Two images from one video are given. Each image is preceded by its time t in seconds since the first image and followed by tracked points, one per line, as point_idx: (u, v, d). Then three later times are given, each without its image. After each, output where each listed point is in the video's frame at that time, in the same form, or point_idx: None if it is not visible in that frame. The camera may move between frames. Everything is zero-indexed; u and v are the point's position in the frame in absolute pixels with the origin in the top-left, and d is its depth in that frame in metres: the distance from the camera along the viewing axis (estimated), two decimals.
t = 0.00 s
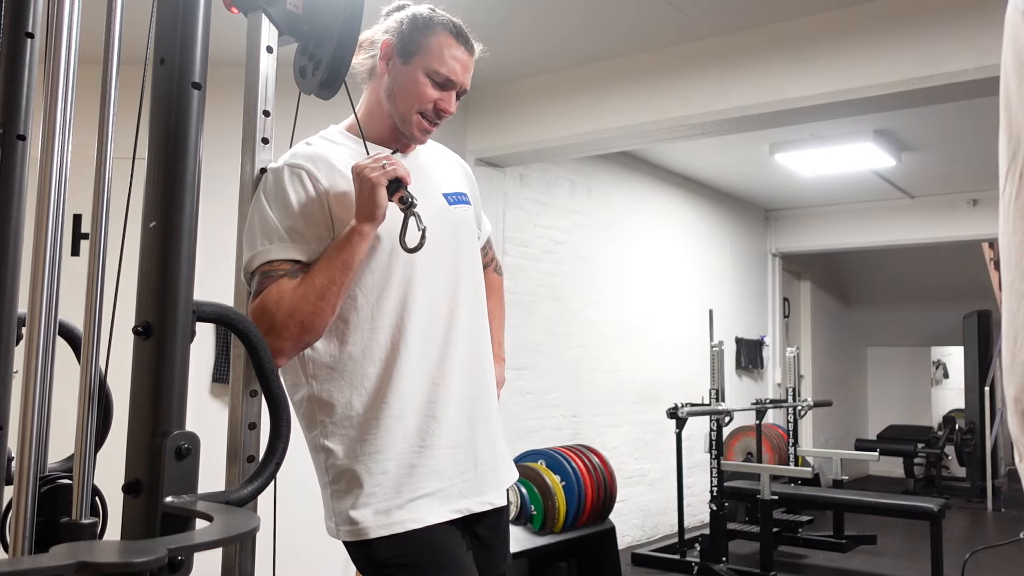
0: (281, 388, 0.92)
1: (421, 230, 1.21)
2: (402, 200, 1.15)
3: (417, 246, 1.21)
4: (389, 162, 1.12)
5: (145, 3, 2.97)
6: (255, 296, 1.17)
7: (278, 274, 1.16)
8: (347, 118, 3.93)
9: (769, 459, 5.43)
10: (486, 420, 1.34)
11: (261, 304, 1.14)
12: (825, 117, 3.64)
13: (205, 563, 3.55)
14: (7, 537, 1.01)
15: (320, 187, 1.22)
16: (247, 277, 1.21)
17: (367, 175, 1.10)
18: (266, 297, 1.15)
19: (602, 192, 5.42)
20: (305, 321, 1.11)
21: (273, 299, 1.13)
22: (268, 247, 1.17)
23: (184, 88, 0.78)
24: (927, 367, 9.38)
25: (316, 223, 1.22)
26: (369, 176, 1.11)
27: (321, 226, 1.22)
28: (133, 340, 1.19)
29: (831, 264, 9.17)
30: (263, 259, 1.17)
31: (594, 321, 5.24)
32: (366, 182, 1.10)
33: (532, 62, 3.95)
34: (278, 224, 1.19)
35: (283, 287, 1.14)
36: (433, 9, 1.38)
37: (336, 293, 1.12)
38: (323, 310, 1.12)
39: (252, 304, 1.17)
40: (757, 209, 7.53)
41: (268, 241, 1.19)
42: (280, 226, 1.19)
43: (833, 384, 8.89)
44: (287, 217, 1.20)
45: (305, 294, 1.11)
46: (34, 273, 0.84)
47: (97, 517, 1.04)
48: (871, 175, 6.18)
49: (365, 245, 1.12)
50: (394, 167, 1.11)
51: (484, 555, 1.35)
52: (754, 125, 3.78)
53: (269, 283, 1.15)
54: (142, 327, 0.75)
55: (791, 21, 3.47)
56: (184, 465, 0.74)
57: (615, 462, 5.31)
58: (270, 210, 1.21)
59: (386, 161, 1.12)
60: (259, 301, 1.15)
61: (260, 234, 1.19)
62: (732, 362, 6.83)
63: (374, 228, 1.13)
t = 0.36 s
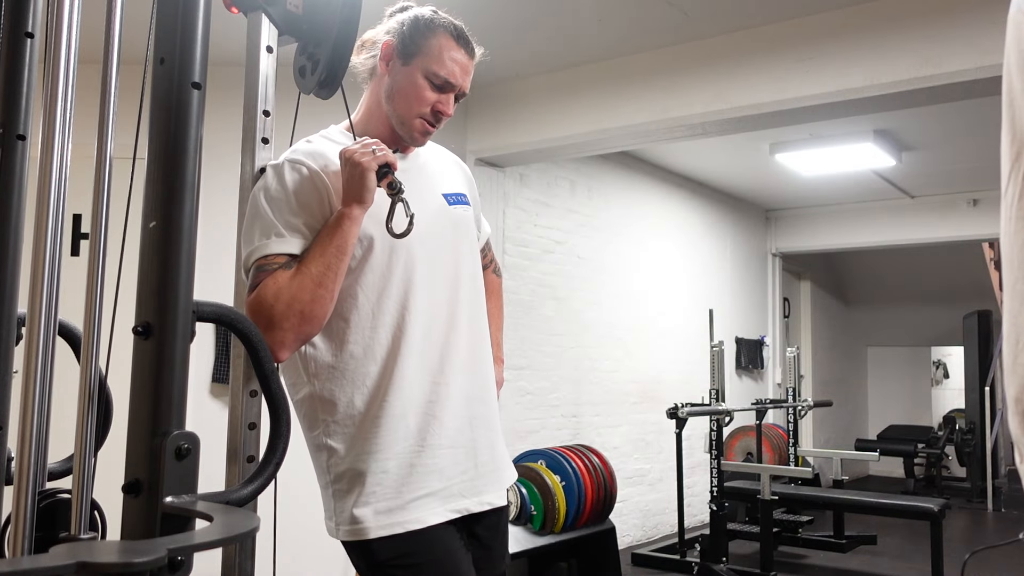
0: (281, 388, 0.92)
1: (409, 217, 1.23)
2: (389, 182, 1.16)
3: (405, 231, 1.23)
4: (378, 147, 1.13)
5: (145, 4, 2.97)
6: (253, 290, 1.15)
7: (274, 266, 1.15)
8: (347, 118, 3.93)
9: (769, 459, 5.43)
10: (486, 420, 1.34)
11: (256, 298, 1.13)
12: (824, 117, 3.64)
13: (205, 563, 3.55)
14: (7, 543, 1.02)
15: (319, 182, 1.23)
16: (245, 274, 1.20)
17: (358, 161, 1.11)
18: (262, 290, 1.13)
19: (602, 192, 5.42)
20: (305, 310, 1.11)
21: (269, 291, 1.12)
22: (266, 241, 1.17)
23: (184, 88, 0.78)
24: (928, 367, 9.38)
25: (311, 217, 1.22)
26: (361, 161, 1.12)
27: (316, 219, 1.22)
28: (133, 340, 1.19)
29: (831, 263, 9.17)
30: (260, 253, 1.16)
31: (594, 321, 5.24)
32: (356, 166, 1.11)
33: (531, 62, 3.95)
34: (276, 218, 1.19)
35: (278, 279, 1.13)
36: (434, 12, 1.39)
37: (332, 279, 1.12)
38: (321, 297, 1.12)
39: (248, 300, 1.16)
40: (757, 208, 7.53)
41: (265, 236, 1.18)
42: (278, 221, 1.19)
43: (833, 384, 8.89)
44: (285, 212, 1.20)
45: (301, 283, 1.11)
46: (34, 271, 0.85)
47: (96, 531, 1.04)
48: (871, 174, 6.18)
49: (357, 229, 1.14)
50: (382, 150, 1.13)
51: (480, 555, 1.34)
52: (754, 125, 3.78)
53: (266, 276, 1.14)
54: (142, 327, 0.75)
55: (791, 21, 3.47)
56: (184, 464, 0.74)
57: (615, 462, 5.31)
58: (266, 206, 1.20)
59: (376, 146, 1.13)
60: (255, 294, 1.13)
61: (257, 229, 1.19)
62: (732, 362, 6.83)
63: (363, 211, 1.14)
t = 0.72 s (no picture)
0: (280, 389, 0.92)
1: (409, 224, 1.26)
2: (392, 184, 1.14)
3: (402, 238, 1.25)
4: (381, 155, 1.11)
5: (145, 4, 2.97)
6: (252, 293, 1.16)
7: (275, 270, 1.15)
8: (347, 118, 3.93)
9: (769, 459, 5.43)
10: (471, 429, 1.34)
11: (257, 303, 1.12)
12: (824, 117, 3.65)
13: (205, 563, 3.55)
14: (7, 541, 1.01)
15: (319, 186, 1.22)
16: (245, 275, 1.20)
17: (359, 169, 1.09)
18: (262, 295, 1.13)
19: (602, 192, 5.42)
20: (306, 317, 1.11)
21: (270, 297, 1.12)
22: (267, 244, 1.17)
23: (184, 87, 0.78)
24: (928, 367, 9.38)
25: (311, 222, 1.21)
26: (362, 170, 1.09)
27: (316, 223, 1.22)
28: (132, 340, 1.19)
29: (831, 263, 9.17)
30: (260, 256, 1.16)
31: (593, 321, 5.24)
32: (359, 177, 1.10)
33: (531, 62, 3.95)
34: (275, 221, 1.19)
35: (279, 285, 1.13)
36: (446, 25, 1.39)
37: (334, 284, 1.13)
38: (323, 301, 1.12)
39: (248, 303, 1.16)
40: (757, 208, 7.53)
41: (266, 238, 1.18)
42: (278, 224, 1.19)
43: (833, 384, 8.89)
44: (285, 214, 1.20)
45: (302, 290, 1.11)
46: (34, 270, 0.85)
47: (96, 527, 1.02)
48: (871, 174, 6.18)
49: (359, 236, 1.13)
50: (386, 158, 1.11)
51: (474, 555, 1.34)
52: (754, 125, 3.78)
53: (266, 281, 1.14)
54: (142, 327, 0.75)
55: (791, 21, 3.47)
56: (184, 463, 0.74)
57: (615, 462, 5.30)
58: (266, 209, 1.20)
59: (379, 153, 1.11)
60: (255, 298, 1.13)
61: (257, 231, 1.19)
62: (732, 362, 6.83)
63: (365, 218, 1.13)
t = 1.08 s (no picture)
0: (281, 388, 0.92)
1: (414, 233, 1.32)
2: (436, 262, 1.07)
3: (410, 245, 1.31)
4: (425, 228, 1.08)
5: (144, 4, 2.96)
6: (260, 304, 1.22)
7: (287, 293, 1.20)
8: (347, 118, 3.93)
9: (769, 459, 5.43)
10: (475, 425, 1.40)
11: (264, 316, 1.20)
12: (824, 117, 3.65)
13: (205, 563, 3.54)
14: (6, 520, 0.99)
15: (324, 200, 1.28)
16: (247, 280, 1.25)
17: (399, 238, 1.07)
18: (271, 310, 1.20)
19: (602, 192, 5.42)
20: (304, 345, 1.18)
21: (276, 315, 1.18)
22: (273, 253, 1.21)
23: (184, 88, 0.78)
24: (928, 367, 9.38)
25: (318, 231, 1.26)
26: (403, 241, 1.08)
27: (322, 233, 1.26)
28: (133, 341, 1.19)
29: (831, 263, 9.17)
30: (264, 265, 1.21)
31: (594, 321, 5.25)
32: (399, 250, 1.08)
33: (531, 62, 3.95)
34: (281, 230, 1.23)
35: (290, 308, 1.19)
36: (450, 29, 1.42)
37: (339, 331, 1.18)
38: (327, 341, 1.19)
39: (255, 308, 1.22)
40: (757, 209, 7.53)
41: (272, 246, 1.23)
42: (285, 233, 1.23)
43: (833, 384, 8.89)
44: (291, 223, 1.24)
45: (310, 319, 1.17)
46: (34, 271, 0.85)
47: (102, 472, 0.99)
48: (871, 174, 6.18)
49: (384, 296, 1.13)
50: (431, 234, 1.08)
51: (487, 553, 1.41)
52: (754, 125, 3.78)
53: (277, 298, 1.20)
54: (142, 327, 0.75)
55: (790, 21, 3.47)
56: (184, 463, 0.74)
57: (615, 462, 5.31)
58: (272, 216, 1.24)
59: (424, 225, 1.08)
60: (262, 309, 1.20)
61: (264, 238, 1.24)
62: (732, 362, 6.83)
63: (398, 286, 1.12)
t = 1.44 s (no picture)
0: (281, 388, 0.92)
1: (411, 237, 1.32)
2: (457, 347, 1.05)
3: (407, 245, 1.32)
4: (451, 308, 1.08)
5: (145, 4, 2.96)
6: (264, 306, 1.24)
7: (295, 298, 1.22)
8: (347, 119, 3.93)
9: (770, 459, 5.43)
10: (474, 425, 1.41)
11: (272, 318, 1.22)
12: (824, 117, 3.65)
13: (205, 563, 3.55)
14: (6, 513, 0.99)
15: (325, 202, 1.28)
16: (248, 280, 1.27)
17: (421, 305, 1.08)
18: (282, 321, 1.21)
19: (602, 192, 5.42)
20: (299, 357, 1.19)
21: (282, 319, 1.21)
22: (273, 255, 1.23)
23: (184, 87, 0.78)
24: (928, 367, 9.37)
25: (320, 233, 1.27)
26: (425, 316, 1.08)
27: (323, 235, 1.27)
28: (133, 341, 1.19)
29: (831, 263, 9.17)
30: (264, 266, 1.23)
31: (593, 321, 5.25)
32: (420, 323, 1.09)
33: (532, 62, 3.95)
34: (283, 231, 1.24)
35: (303, 322, 1.21)
36: (450, 29, 1.41)
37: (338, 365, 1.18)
38: (329, 375, 1.20)
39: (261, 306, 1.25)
40: (757, 209, 7.53)
41: (272, 247, 1.24)
42: (286, 235, 1.24)
43: (833, 384, 8.89)
44: (292, 224, 1.25)
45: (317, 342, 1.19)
46: (34, 271, 0.85)
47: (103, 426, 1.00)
48: (871, 174, 6.18)
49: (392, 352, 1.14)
50: (453, 319, 1.08)
51: (483, 551, 1.41)
52: (754, 125, 3.78)
53: (283, 302, 1.22)
54: (142, 327, 0.75)
55: (790, 21, 3.47)
56: (184, 463, 0.74)
57: (615, 462, 5.31)
58: (273, 217, 1.25)
59: (451, 306, 1.08)
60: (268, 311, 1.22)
61: (265, 239, 1.25)
62: (732, 362, 6.83)
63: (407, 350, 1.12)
